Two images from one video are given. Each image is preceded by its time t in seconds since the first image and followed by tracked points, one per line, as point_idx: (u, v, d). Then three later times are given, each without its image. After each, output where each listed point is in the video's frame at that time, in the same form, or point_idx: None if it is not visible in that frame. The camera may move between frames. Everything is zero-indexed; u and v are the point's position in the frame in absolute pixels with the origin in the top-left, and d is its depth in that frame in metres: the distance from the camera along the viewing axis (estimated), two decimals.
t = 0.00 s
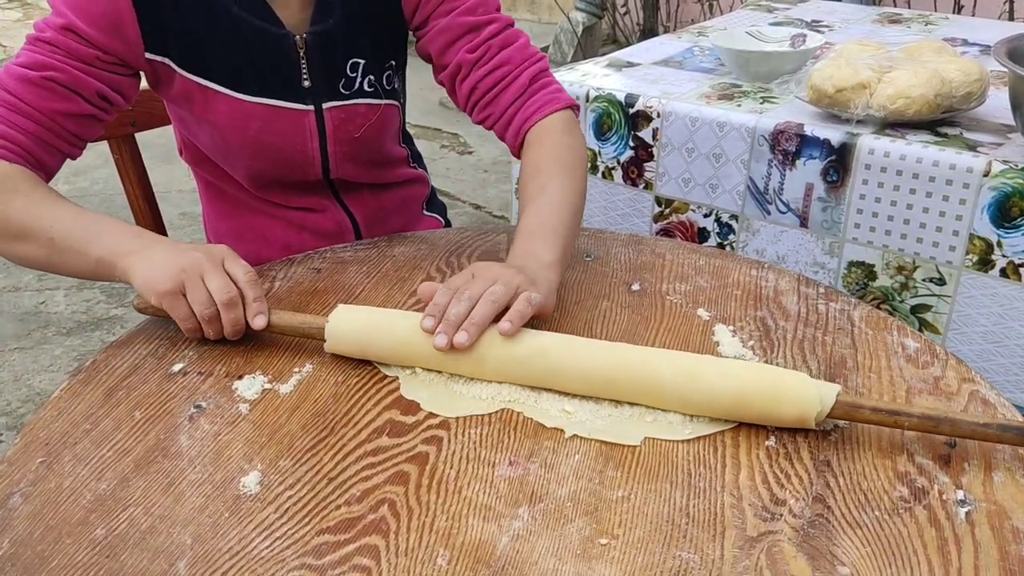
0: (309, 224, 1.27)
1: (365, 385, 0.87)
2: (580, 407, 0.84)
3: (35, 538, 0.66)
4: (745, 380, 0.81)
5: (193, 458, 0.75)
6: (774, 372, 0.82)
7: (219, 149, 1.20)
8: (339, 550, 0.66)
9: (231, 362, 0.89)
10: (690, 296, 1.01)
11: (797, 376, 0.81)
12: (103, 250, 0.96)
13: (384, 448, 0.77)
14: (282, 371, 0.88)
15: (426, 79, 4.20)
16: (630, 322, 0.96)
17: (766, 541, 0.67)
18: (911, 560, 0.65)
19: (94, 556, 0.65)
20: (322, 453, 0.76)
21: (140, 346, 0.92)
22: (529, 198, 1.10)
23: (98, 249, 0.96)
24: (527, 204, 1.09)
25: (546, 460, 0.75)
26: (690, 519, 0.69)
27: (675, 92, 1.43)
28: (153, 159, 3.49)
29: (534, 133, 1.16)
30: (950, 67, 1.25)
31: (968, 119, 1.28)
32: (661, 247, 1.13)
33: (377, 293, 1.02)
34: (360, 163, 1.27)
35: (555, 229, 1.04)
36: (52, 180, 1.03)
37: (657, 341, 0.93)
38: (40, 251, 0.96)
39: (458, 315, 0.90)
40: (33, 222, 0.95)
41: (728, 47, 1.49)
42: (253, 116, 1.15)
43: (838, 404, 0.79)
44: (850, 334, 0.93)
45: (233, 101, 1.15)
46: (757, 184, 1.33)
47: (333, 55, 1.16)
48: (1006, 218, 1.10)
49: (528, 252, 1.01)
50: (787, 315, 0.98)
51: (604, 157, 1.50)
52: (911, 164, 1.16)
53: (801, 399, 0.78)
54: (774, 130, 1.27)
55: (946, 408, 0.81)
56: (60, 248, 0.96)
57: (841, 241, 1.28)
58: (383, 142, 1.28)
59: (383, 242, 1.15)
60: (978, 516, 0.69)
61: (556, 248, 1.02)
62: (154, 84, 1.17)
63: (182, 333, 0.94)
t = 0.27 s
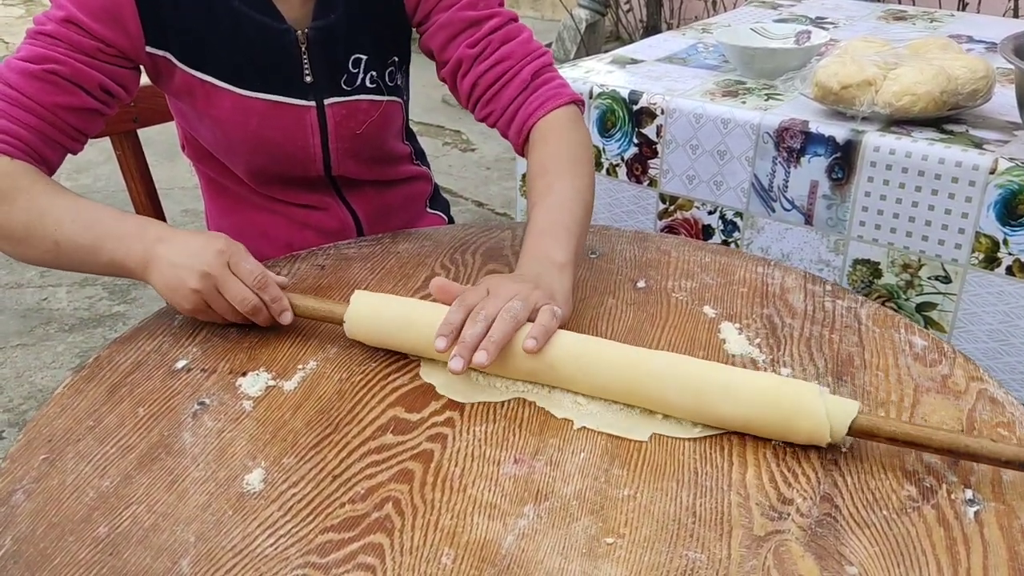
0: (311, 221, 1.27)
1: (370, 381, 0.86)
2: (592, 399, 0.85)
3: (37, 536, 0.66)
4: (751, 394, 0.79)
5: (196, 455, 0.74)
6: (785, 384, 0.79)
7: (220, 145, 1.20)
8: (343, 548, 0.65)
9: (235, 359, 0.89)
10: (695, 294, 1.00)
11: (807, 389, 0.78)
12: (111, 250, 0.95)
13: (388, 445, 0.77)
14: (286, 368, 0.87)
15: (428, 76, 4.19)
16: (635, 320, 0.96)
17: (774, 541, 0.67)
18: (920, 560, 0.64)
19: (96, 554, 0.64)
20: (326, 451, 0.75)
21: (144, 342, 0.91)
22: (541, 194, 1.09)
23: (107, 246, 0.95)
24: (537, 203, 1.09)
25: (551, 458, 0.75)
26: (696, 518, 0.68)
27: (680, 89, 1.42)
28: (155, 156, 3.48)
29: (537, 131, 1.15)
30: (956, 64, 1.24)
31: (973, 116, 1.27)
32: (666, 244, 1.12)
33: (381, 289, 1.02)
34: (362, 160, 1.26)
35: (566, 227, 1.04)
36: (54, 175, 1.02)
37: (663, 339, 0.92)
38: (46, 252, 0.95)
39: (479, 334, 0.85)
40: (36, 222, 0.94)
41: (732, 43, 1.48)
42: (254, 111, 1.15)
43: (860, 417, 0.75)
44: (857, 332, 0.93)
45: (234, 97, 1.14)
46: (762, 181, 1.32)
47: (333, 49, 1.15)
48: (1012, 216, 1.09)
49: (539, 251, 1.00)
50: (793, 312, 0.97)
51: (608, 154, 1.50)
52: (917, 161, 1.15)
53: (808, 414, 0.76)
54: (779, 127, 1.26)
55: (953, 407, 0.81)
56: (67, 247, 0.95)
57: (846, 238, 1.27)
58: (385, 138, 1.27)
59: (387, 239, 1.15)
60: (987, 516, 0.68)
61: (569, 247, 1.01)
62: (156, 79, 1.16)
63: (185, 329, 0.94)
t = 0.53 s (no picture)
0: (317, 215, 1.26)
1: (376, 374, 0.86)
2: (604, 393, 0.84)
3: (43, 528, 0.65)
4: (753, 409, 0.77)
5: (202, 448, 0.74)
6: (791, 399, 0.76)
7: (226, 138, 1.19)
8: (349, 542, 0.65)
9: (241, 351, 0.88)
10: (703, 288, 1.00)
11: (813, 406, 0.75)
12: (123, 231, 0.95)
13: (395, 438, 0.76)
14: (293, 361, 0.87)
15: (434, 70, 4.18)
16: (643, 314, 0.95)
17: (783, 536, 0.66)
18: (930, 556, 0.64)
19: (103, 546, 0.64)
20: (333, 444, 0.75)
21: (149, 335, 0.91)
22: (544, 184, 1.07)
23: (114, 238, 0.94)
24: (540, 196, 1.07)
25: (559, 453, 0.74)
26: (705, 513, 0.68)
27: (688, 82, 1.41)
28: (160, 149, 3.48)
29: (538, 125, 1.14)
30: (966, 58, 1.23)
31: (984, 110, 1.26)
32: (673, 238, 1.11)
33: (388, 283, 1.01)
34: (369, 155, 1.26)
35: (569, 222, 1.02)
36: (65, 172, 1.02)
37: (670, 333, 0.92)
38: (61, 240, 0.96)
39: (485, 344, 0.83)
40: (51, 211, 0.95)
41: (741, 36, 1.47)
42: (261, 105, 1.14)
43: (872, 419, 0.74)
44: (866, 327, 0.92)
45: (241, 91, 1.14)
46: (771, 175, 1.32)
47: (340, 43, 1.15)
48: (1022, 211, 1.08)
49: (543, 244, 0.99)
50: (802, 307, 0.96)
51: (616, 148, 1.49)
52: (927, 156, 1.14)
53: (811, 434, 0.74)
54: (788, 121, 1.26)
55: (964, 402, 0.80)
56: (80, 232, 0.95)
57: (856, 233, 1.26)
58: (392, 133, 1.27)
59: (393, 232, 1.14)
60: (997, 512, 0.68)
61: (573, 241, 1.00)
62: (162, 74, 1.16)
63: (191, 322, 0.94)
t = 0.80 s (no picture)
0: (323, 210, 1.26)
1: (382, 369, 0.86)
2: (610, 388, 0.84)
3: (50, 521, 0.65)
4: (759, 403, 0.76)
5: (209, 442, 0.74)
6: (797, 394, 0.76)
7: (233, 134, 1.19)
8: (356, 536, 0.65)
9: (247, 346, 0.88)
10: (709, 284, 1.00)
11: (819, 400, 0.75)
12: (141, 223, 0.96)
13: (401, 433, 0.76)
14: (299, 356, 0.87)
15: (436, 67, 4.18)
16: (648, 310, 0.95)
17: (790, 531, 0.66)
18: (936, 551, 0.64)
19: (110, 539, 0.64)
20: (339, 438, 0.75)
21: (155, 329, 0.91)
22: (544, 182, 1.07)
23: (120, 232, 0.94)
24: (539, 194, 1.07)
25: (565, 448, 0.75)
26: (711, 508, 0.68)
27: (693, 78, 1.41)
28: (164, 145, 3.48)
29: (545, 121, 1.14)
30: (973, 54, 1.23)
31: (990, 107, 1.25)
32: (678, 235, 1.11)
33: (394, 278, 1.01)
34: (376, 150, 1.26)
35: (563, 221, 1.01)
36: (85, 172, 1.03)
37: (676, 329, 0.92)
38: (82, 238, 0.96)
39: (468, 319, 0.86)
40: (70, 209, 0.95)
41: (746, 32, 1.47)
42: (268, 102, 1.14)
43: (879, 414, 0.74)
44: (872, 323, 0.92)
45: (248, 87, 1.13)
46: (776, 172, 1.31)
47: (347, 39, 1.15)
48: None
49: (533, 242, 0.99)
50: (807, 303, 0.96)
51: (621, 144, 1.49)
52: (933, 152, 1.14)
53: (818, 429, 0.74)
54: (794, 117, 1.25)
55: (970, 398, 0.80)
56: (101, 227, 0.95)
57: (861, 229, 1.26)
58: (398, 128, 1.26)
59: (398, 227, 1.14)
60: (1004, 507, 0.68)
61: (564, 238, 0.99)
62: (171, 71, 1.16)
63: (197, 317, 0.94)
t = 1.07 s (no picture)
0: (325, 208, 1.27)
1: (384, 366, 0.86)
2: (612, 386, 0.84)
3: (56, 518, 0.66)
4: (762, 401, 0.77)
5: (214, 439, 0.74)
6: (802, 392, 0.76)
7: (234, 131, 1.19)
8: (362, 532, 0.65)
9: (252, 343, 0.89)
10: (712, 282, 1.00)
11: (823, 397, 0.75)
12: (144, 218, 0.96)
13: (405, 430, 0.76)
14: (303, 353, 0.87)
15: (438, 65, 4.18)
16: (651, 308, 0.95)
17: (793, 528, 0.66)
18: (939, 548, 0.64)
19: (116, 535, 0.64)
20: (343, 435, 0.75)
21: (159, 326, 0.91)
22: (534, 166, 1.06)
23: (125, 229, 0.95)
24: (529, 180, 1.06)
25: (569, 445, 0.75)
26: (715, 505, 0.68)
27: (695, 77, 1.41)
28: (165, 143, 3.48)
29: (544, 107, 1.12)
30: (975, 53, 1.23)
31: (991, 106, 1.25)
32: (681, 233, 1.12)
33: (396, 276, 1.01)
34: (376, 148, 1.26)
35: (542, 207, 1.00)
36: (89, 166, 1.03)
37: (679, 326, 0.92)
38: (85, 231, 0.96)
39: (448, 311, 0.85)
40: (74, 203, 0.95)
41: (748, 31, 1.47)
42: (269, 99, 1.14)
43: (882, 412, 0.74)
44: (875, 321, 0.92)
45: (249, 84, 1.13)
46: (777, 171, 1.32)
47: (348, 37, 1.14)
48: None
49: (512, 228, 0.98)
50: (810, 301, 0.96)
51: (622, 143, 1.49)
52: (934, 151, 1.14)
53: (821, 427, 0.74)
54: (796, 116, 1.25)
55: (972, 396, 0.80)
56: (103, 220, 0.96)
57: (862, 228, 1.27)
58: (399, 127, 1.26)
59: (401, 225, 1.14)
60: (1006, 505, 0.68)
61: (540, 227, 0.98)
62: (172, 66, 1.16)
63: (200, 314, 0.94)
